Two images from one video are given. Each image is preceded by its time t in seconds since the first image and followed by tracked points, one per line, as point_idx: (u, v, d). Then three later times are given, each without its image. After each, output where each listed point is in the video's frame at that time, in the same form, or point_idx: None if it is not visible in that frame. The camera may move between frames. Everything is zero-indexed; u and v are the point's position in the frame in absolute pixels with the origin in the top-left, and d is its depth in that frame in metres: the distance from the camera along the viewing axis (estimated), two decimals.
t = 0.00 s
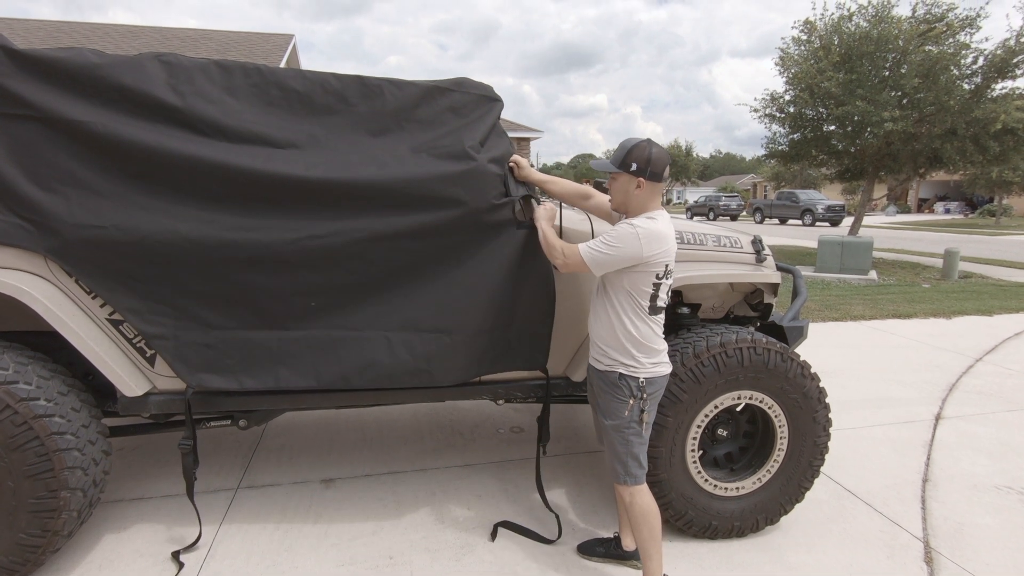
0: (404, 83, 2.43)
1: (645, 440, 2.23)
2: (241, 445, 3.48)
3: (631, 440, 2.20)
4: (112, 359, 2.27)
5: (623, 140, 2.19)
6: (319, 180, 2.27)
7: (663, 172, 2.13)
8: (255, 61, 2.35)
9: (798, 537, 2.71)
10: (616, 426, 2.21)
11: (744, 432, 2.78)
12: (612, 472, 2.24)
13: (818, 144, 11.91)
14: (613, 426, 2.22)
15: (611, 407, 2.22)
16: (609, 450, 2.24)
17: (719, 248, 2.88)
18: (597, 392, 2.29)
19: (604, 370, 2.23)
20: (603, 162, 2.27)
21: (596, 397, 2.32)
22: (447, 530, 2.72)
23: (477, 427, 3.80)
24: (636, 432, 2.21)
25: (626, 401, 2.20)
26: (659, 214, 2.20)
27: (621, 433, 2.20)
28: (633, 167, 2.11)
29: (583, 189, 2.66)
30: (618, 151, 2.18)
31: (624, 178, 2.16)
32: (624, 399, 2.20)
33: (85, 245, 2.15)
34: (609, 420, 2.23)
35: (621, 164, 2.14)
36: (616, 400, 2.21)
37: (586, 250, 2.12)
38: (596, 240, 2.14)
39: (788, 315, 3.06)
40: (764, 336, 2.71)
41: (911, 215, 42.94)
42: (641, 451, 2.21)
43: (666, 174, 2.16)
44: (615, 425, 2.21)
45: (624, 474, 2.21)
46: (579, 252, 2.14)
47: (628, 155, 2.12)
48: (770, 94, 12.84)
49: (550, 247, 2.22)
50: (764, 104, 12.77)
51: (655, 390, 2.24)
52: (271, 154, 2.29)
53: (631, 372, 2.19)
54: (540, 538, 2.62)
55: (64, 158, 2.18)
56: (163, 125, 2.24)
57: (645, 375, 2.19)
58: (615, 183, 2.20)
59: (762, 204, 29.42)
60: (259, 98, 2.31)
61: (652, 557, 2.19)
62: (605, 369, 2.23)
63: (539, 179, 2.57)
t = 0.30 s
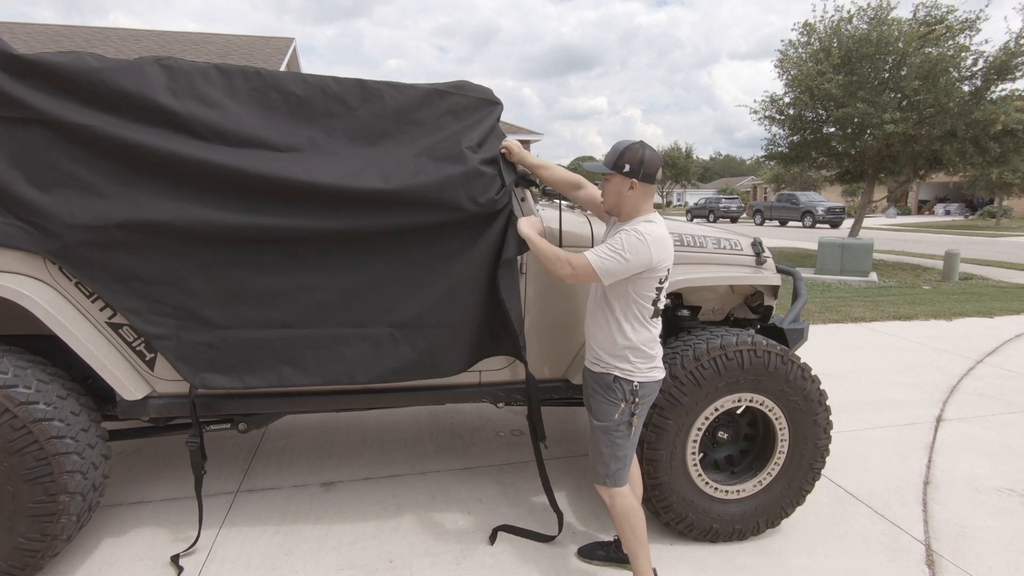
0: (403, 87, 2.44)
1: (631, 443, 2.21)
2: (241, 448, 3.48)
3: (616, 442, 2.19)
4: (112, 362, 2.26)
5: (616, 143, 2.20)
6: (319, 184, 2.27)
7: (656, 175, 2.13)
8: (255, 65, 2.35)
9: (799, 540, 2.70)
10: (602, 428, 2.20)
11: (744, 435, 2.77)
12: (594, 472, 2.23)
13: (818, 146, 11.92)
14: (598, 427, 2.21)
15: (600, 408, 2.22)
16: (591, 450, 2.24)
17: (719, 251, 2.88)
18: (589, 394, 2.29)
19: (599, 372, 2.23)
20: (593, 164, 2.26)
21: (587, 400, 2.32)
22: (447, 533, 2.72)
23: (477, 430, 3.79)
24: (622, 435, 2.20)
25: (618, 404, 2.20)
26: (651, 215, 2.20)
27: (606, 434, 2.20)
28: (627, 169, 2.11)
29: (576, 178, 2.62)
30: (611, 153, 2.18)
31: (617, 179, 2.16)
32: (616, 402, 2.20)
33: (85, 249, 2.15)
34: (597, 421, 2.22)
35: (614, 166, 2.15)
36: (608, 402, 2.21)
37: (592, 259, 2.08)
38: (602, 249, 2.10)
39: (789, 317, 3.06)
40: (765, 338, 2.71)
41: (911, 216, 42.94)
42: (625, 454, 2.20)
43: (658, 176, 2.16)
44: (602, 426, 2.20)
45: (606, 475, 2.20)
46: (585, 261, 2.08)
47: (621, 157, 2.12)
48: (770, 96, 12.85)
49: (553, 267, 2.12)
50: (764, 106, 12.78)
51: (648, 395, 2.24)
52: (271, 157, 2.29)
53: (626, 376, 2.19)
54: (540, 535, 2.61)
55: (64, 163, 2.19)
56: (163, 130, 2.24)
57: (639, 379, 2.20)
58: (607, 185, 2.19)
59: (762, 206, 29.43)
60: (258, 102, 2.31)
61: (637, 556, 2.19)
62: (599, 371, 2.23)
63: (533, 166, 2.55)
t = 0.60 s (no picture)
0: (403, 87, 2.43)
1: (637, 440, 2.19)
2: (241, 449, 3.48)
3: (621, 440, 2.17)
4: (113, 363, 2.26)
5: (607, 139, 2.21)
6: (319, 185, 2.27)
7: (646, 172, 2.12)
8: (255, 66, 2.35)
9: (800, 540, 2.70)
10: (606, 427, 2.20)
11: (745, 436, 2.77)
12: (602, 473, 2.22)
13: (818, 146, 11.91)
14: (603, 426, 2.21)
15: (603, 407, 2.21)
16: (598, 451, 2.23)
17: (719, 251, 2.87)
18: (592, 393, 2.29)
19: (599, 371, 2.23)
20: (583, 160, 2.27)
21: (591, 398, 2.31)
22: (448, 533, 2.72)
23: (478, 431, 3.79)
24: (627, 432, 2.18)
25: (619, 401, 2.19)
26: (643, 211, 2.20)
27: (610, 433, 2.19)
28: (617, 165, 2.11)
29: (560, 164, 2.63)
30: (601, 148, 2.19)
31: (607, 175, 2.16)
32: (617, 398, 2.19)
33: (86, 249, 2.15)
34: (601, 420, 2.22)
35: (604, 161, 2.15)
36: (609, 400, 2.20)
37: (576, 225, 2.09)
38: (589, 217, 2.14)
39: (790, 317, 3.06)
40: (766, 338, 2.70)
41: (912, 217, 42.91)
42: (631, 452, 2.18)
43: (648, 173, 2.15)
44: (606, 425, 2.19)
45: (612, 475, 2.19)
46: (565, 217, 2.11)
47: (612, 152, 2.13)
48: (771, 96, 12.84)
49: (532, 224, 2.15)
50: (764, 106, 12.77)
51: (649, 390, 2.22)
52: (272, 158, 2.29)
53: (625, 370, 2.18)
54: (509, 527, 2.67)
55: (64, 164, 2.19)
56: (163, 131, 2.24)
57: (639, 373, 2.18)
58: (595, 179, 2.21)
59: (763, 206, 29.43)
60: (258, 103, 2.31)
61: (642, 557, 2.20)
62: (599, 370, 2.22)
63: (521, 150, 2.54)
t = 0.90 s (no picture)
0: (405, 88, 2.44)
1: (620, 440, 2.18)
2: (243, 449, 3.48)
3: (603, 437, 2.18)
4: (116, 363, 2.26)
5: (606, 137, 2.21)
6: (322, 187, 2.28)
7: (646, 170, 2.13)
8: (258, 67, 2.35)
9: (803, 541, 2.70)
10: (589, 424, 2.20)
11: (747, 436, 2.77)
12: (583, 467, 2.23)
13: (820, 147, 11.89)
14: (586, 422, 2.21)
15: (590, 403, 2.22)
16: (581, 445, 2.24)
17: (721, 251, 2.88)
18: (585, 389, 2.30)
19: (590, 368, 2.25)
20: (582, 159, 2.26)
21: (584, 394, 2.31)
22: (449, 533, 2.72)
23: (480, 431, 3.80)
24: (610, 431, 2.17)
25: (604, 399, 2.19)
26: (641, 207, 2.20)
27: (593, 430, 2.19)
28: (616, 164, 2.12)
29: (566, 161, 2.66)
30: (600, 147, 2.19)
31: (606, 174, 2.17)
32: (603, 397, 2.19)
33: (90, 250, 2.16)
34: (586, 416, 2.23)
35: (604, 160, 2.16)
36: (597, 397, 2.20)
37: (568, 196, 2.07)
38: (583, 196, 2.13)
39: (792, 317, 3.06)
40: (768, 339, 2.71)
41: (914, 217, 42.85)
42: (609, 451, 2.17)
43: (648, 172, 2.16)
44: (590, 421, 2.20)
45: (593, 470, 2.20)
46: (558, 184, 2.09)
47: (611, 151, 2.13)
48: (772, 97, 12.82)
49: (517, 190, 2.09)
50: (766, 106, 12.76)
51: (639, 393, 2.19)
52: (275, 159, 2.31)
53: (612, 368, 2.18)
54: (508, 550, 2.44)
55: (67, 166, 2.20)
56: (166, 132, 2.25)
57: (627, 373, 2.17)
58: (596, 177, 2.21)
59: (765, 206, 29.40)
60: (261, 104, 2.31)
61: (614, 553, 2.22)
62: (589, 367, 2.25)
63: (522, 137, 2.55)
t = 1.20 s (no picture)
0: (410, 91, 2.45)
1: (622, 445, 2.17)
2: (247, 450, 3.50)
3: (604, 444, 2.17)
4: (121, 363, 2.27)
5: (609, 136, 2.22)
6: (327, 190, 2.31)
7: (645, 171, 2.13)
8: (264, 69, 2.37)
9: (806, 544, 2.70)
10: (590, 431, 2.21)
11: (751, 439, 2.77)
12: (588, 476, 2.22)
13: (824, 148, 11.87)
14: (586, 429, 2.22)
15: (590, 410, 2.22)
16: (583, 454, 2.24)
17: (725, 254, 2.88)
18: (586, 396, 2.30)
19: (588, 373, 2.25)
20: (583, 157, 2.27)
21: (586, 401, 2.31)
22: (452, 535, 2.72)
23: (483, 432, 3.80)
24: (610, 437, 2.17)
25: (603, 405, 2.19)
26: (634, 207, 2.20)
27: (594, 437, 2.20)
28: (617, 163, 2.13)
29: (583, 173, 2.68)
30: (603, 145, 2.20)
31: (605, 172, 2.17)
32: (602, 403, 2.19)
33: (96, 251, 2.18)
34: (587, 423, 2.23)
35: (605, 158, 2.17)
36: (596, 403, 2.20)
37: (542, 222, 2.12)
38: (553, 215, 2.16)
39: (795, 320, 3.06)
40: (772, 342, 2.71)
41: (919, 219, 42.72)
42: (612, 456, 2.17)
43: (648, 174, 2.17)
44: (590, 429, 2.20)
45: (598, 479, 2.19)
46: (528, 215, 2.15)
47: (613, 150, 2.14)
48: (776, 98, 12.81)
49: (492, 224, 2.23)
50: (770, 108, 12.74)
51: (638, 397, 2.18)
52: (281, 162, 2.32)
53: (608, 373, 2.18)
54: None
55: (75, 168, 2.21)
56: (172, 135, 2.26)
57: (624, 378, 2.16)
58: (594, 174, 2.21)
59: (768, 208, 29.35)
60: (267, 107, 2.32)
61: (618, 557, 2.22)
62: (588, 373, 2.25)
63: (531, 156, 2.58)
